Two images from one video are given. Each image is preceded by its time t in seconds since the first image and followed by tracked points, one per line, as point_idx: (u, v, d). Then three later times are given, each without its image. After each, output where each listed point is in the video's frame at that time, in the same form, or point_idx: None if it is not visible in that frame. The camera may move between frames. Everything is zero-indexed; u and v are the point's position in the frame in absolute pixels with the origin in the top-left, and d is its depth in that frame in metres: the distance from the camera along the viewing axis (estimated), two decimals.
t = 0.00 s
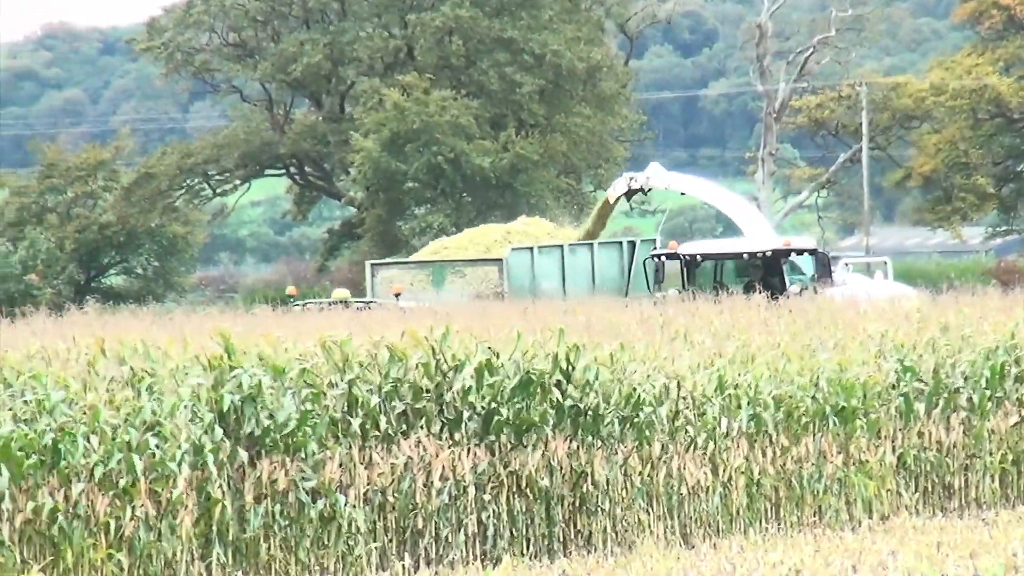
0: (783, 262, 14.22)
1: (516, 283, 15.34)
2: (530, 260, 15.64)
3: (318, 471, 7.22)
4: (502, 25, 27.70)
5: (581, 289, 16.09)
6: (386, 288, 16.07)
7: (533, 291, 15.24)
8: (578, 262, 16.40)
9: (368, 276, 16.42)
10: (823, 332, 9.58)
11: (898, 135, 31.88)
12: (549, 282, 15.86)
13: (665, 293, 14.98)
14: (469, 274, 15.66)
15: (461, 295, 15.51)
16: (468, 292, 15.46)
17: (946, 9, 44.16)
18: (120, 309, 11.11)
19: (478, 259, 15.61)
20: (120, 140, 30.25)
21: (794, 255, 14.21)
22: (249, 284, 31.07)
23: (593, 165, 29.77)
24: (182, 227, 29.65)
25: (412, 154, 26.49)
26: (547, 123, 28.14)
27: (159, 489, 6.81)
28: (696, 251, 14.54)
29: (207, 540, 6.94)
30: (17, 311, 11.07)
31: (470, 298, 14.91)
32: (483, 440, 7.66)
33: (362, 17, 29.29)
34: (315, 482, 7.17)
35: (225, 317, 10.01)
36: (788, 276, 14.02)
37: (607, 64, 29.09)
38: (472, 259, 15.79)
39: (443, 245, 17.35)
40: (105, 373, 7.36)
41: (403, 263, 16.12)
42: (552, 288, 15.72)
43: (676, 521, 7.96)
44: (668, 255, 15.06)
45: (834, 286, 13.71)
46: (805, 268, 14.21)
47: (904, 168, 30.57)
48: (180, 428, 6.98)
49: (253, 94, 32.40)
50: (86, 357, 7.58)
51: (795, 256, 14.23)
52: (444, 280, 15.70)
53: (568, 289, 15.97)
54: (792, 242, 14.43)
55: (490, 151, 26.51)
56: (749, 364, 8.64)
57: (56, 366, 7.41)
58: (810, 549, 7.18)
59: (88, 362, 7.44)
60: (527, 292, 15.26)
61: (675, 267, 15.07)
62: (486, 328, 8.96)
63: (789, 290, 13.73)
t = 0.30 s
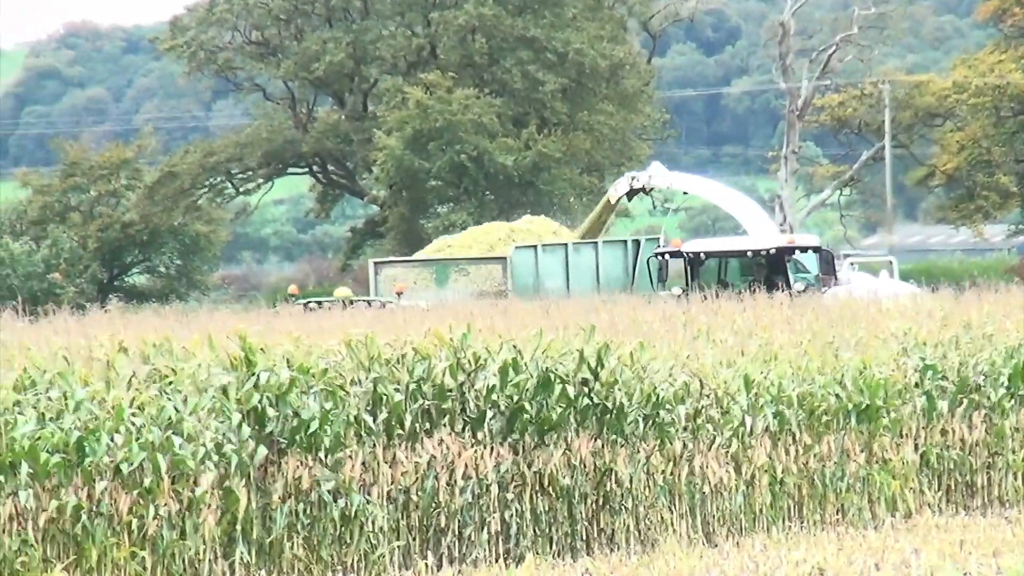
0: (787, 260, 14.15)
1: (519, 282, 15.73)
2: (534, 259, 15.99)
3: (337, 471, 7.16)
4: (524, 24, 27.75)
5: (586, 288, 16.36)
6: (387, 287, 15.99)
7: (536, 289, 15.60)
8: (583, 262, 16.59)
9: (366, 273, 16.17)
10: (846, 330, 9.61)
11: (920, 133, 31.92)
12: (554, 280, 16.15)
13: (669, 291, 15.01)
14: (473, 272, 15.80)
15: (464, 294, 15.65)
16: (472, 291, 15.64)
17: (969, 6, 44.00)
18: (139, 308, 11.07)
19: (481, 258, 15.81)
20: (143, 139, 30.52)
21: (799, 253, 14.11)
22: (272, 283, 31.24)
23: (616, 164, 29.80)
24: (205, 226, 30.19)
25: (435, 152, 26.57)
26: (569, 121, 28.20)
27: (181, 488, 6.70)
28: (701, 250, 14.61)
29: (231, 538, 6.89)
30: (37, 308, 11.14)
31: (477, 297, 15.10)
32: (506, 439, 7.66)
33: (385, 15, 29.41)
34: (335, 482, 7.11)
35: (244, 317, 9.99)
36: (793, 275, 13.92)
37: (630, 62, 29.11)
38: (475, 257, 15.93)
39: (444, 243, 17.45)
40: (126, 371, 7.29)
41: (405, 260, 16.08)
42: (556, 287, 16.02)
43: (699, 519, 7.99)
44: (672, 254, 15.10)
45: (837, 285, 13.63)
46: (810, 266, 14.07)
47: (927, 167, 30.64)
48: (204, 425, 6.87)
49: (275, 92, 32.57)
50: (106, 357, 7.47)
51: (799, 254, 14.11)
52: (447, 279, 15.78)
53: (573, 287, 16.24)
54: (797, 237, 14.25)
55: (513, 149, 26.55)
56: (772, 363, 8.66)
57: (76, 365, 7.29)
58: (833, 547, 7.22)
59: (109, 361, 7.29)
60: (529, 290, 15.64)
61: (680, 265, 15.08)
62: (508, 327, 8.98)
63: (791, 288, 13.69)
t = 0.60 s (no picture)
0: (786, 258, 14.10)
1: (518, 281, 15.69)
2: (533, 258, 15.93)
3: (352, 468, 7.19)
4: (539, 22, 27.80)
5: (584, 288, 16.31)
6: (386, 285, 16.32)
7: (534, 289, 15.59)
8: (581, 260, 16.55)
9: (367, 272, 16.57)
10: (860, 329, 9.64)
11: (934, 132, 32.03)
12: (552, 279, 16.14)
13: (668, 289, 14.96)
14: (471, 271, 15.91)
15: (461, 293, 15.77)
16: (469, 290, 15.73)
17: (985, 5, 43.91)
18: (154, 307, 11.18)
19: (479, 257, 15.86)
20: (159, 137, 30.72)
21: (798, 250, 14.03)
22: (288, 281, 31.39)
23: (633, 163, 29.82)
24: (222, 225, 30.39)
25: (451, 150, 26.68)
26: (584, 120, 28.24)
27: (196, 486, 6.69)
28: (700, 247, 14.58)
29: (247, 535, 6.89)
30: (52, 309, 11.25)
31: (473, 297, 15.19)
32: (521, 438, 7.68)
33: (400, 14, 29.51)
34: (349, 479, 7.13)
35: (258, 314, 10.06)
36: (792, 273, 13.94)
37: (645, 60, 29.14)
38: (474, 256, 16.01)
39: (442, 242, 17.64)
40: (142, 371, 7.31)
41: (403, 259, 16.35)
42: (554, 286, 16.00)
43: (714, 516, 8.04)
44: (671, 252, 15.06)
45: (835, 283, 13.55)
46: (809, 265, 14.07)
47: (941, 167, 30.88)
48: (220, 423, 6.88)
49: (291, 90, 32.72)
50: (121, 356, 7.52)
51: (798, 253, 14.03)
52: (445, 277, 15.93)
53: (571, 287, 16.20)
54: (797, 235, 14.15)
55: (528, 147, 26.61)
56: (787, 361, 8.69)
57: (91, 363, 7.33)
58: (848, 545, 7.25)
59: (124, 360, 7.35)
60: (527, 290, 15.63)
61: (679, 264, 15.02)
62: (522, 325, 9.02)
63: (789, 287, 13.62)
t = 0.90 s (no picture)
0: (785, 257, 14.05)
1: (513, 280, 15.62)
2: (529, 257, 15.86)
3: (368, 467, 7.23)
4: (555, 21, 27.85)
5: (580, 288, 16.21)
6: (381, 283, 16.59)
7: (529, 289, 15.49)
8: (577, 259, 16.44)
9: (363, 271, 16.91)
10: (875, 328, 9.66)
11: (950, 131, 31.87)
12: (548, 278, 16.05)
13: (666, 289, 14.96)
14: (466, 270, 15.95)
15: (456, 292, 15.87)
16: (464, 289, 15.80)
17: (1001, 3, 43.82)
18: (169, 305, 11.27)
19: (474, 256, 15.89)
20: (174, 136, 30.86)
21: (797, 249, 13.96)
22: (303, 280, 31.47)
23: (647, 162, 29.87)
24: (238, 223, 30.29)
25: (467, 149, 26.74)
26: (599, 118, 28.26)
27: (211, 485, 6.71)
28: (698, 247, 14.65)
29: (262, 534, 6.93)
30: (65, 308, 11.34)
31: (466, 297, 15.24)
32: (536, 436, 7.72)
33: (416, 12, 29.59)
34: (365, 477, 7.17)
35: (272, 313, 10.14)
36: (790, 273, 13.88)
37: (661, 59, 29.14)
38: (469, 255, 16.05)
39: (438, 241, 17.86)
40: (159, 373, 7.27)
41: (399, 258, 16.61)
42: (549, 286, 15.91)
43: (730, 515, 8.06)
44: (669, 251, 15.00)
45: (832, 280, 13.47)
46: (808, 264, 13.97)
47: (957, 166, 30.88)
48: (235, 422, 6.92)
49: (307, 89, 32.81)
50: (137, 355, 7.59)
51: (797, 252, 14.00)
52: (440, 276, 16.10)
53: (568, 287, 16.10)
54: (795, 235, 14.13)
55: (543, 146, 26.68)
56: (802, 360, 8.72)
57: (106, 362, 7.40)
58: (863, 544, 7.29)
59: (139, 359, 7.42)
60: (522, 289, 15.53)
61: (676, 264, 14.97)
62: (538, 324, 9.06)
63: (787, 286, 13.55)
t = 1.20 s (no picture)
0: (780, 257, 14.02)
1: (507, 279, 15.50)
2: (523, 255, 15.79)
3: (380, 465, 7.27)
4: (566, 20, 27.92)
5: (574, 285, 16.29)
6: (374, 282, 16.60)
7: (523, 288, 15.40)
8: (572, 258, 16.56)
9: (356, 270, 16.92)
10: (886, 327, 9.67)
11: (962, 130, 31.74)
12: (542, 277, 16.03)
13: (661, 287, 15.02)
14: (460, 269, 15.74)
15: (450, 291, 15.73)
16: (457, 288, 15.63)
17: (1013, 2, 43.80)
18: (181, 304, 11.32)
19: (468, 255, 15.70)
20: (186, 135, 30.98)
21: (793, 249, 13.92)
22: (313, 280, 31.54)
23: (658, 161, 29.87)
24: (248, 222, 30.42)
25: (477, 148, 26.80)
26: (610, 117, 28.29)
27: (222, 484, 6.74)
28: (692, 246, 14.51)
29: (272, 533, 6.95)
30: (75, 307, 11.39)
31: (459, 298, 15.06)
32: (548, 435, 7.74)
33: (427, 11, 29.65)
34: (376, 476, 7.21)
35: (283, 312, 10.18)
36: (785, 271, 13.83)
37: (672, 58, 29.15)
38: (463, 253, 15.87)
39: (431, 239, 17.91)
40: (167, 369, 7.35)
41: (393, 257, 16.60)
42: (543, 285, 15.85)
43: (740, 514, 8.06)
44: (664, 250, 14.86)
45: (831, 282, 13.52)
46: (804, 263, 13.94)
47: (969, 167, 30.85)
48: (246, 420, 6.95)
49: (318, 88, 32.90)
50: (147, 353, 7.63)
51: (792, 251, 13.95)
52: (434, 275, 15.95)
53: (561, 285, 16.17)
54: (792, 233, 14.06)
55: (554, 145, 26.74)
56: (813, 359, 8.74)
57: (118, 360, 7.45)
58: (874, 543, 7.30)
59: (150, 357, 7.48)
60: (517, 289, 15.42)
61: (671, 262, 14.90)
62: (550, 323, 9.10)
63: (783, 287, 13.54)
